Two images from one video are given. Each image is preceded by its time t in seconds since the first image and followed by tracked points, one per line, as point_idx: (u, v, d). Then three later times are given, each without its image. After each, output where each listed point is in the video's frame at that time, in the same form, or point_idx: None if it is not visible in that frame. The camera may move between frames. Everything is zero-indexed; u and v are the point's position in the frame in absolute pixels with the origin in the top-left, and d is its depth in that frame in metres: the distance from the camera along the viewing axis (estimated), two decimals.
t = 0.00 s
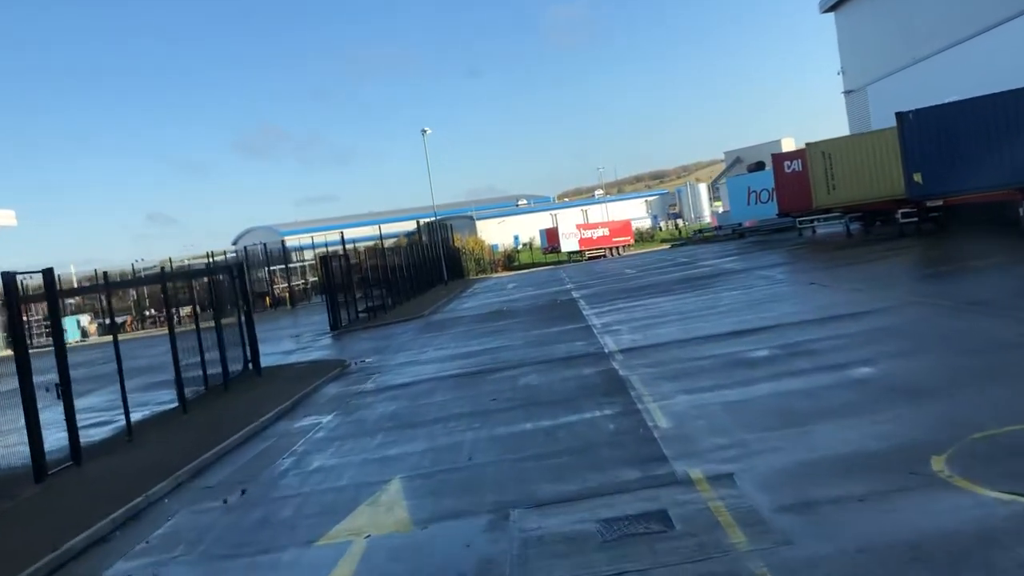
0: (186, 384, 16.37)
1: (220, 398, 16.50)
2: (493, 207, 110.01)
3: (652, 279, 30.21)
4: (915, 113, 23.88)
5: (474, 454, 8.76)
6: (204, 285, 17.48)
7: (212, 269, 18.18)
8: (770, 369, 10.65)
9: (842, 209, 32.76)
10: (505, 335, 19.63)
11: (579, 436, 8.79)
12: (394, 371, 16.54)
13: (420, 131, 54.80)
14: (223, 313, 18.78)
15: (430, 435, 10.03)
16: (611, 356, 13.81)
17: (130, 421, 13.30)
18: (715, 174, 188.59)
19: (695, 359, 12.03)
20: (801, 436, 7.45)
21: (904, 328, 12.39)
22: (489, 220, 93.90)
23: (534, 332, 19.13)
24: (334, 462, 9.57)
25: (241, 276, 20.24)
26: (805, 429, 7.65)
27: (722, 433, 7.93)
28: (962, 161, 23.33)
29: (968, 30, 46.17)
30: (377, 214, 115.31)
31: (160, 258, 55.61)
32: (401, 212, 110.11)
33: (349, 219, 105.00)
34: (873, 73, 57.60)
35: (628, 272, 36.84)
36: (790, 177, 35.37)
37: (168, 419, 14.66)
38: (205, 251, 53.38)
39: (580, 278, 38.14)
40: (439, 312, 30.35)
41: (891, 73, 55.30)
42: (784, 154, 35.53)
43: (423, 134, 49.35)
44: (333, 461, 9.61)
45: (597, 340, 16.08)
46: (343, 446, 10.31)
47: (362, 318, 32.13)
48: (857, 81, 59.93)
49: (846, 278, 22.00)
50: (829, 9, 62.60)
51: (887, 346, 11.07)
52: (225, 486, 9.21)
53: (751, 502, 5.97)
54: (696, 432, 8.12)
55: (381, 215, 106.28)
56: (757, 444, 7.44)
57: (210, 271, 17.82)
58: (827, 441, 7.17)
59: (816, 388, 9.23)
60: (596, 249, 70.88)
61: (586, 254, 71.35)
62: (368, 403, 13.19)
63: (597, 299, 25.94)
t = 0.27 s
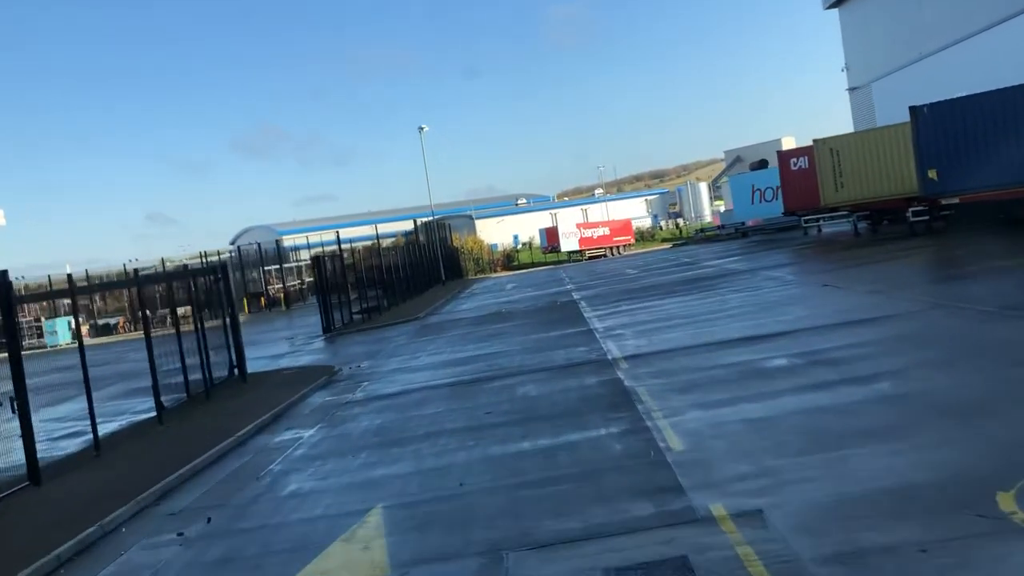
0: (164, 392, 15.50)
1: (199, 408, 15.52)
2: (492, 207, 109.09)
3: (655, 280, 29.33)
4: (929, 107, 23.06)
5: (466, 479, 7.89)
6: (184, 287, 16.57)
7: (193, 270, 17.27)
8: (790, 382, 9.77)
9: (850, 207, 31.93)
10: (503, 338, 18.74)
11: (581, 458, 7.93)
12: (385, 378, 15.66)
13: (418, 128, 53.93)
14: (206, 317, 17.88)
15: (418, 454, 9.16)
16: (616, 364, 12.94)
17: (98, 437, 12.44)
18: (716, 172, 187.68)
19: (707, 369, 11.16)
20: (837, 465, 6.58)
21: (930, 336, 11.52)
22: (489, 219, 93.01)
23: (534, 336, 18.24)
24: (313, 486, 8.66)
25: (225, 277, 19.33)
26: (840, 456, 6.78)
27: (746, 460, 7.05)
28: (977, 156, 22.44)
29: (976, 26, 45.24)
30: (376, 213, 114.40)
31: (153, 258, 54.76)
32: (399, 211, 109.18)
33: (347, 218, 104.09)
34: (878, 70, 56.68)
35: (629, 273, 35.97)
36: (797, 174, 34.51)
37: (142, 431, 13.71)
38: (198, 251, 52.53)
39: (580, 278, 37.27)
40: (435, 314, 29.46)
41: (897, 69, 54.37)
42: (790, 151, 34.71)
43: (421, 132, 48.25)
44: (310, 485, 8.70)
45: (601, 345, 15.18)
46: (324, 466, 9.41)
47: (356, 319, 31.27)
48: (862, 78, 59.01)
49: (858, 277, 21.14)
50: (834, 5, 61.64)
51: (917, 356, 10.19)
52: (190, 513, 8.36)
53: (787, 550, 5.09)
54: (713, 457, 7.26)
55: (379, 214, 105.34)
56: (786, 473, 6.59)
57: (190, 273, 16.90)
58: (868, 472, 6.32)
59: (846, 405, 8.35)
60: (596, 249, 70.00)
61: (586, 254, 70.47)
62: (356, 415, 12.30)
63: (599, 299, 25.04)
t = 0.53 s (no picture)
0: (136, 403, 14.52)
1: (174, 420, 14.54)
2: (491, 206, 108.07)
3: (658, 281, 28.37)
4: (947, 100, 22.06)
5: (455, 512, 6.91)
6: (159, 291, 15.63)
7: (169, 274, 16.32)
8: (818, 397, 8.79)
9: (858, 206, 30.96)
10: (500, 344, 17.72)
11: (587, 488, 6.95)
12: (374, 387, 14.65)
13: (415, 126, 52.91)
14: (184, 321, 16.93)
15: (404, 480, 8.19)
16: (622, 374, 11.94)
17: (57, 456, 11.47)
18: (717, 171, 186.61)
19: (722, 382, 10.17)
20: (888, 504, 5.59)
21: (965, 344, 10.53)
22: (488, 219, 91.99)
23: (532, 341, 17.24)
24: (281, 518, 7.66)
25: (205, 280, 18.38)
26: (890, 492, 5.78)
27: (777, 496, 6.04)
28: (997, 151, 21.42)
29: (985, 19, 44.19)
30: (375, 213, 113.43)
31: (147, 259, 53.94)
32: (398, 211, 108.18)
33: (345, 218, 103.07)
34: (884, 66, 55.62)
35: (631, 274, 34.98)
36: (803, 172, 33.56)
37: (109, 447, 12.73)
38: (192, 252, 51.67)
39: (581, 280, 36.30)
40: (431, 317, 28.46)
41: (902, 65, 53.33)
42: (797, 148, 33.74)
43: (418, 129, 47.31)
44: (281, 516, 7.73)
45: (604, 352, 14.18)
46: (299, 493, 8.42)
47: (349, 322, 30.32)
48: (867, 74, 57.98)
49: (872, 278, 20.11)
50: None
51: (956, 368, 9.21)
52: (145, 548, 7.39)
53: None
54: (740, 490, 6.28)
55: (377, 214, 104.33)
56: (828, 514, 5.58)
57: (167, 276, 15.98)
58: (925, 513, 5.34)
59: (887, 426, 7.35)
60: (597, 249, 68.97)
61: (587, 254, 69.46)
62: (338, 431, 11.31)
63: (600, 302, 24.05)
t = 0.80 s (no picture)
0: (110, 415, 13.58)
1: (147, 433, 13.58)
2: (490, 206, 107.08)
3: (662, 282, 27.42)
4: (963, 94, 21.21)
5: (442, 555, 5.99)
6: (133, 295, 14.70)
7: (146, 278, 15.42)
8: (851, 416, 7.87)
9: (866, 204, 30.09)
10: (497, 351, 16.78)
11: (597, 527, 6.03)
12: (362, 398, 13.72)
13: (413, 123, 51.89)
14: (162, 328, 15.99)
15: (387, 511, 7.27)
16: (629, 385, 11.03)
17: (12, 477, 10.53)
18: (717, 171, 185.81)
19: (741, 397, 9.24)
20: (957, 558, 4.66)
21: (1006, 355, 9.62)
22: (487, 219, 91.16)
23: (531, 347, 16.29)
24: (246, 558, 6.73)
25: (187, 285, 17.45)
26: (958, 542, 4.84)
27: (821, 543, 5.13)
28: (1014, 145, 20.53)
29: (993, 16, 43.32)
30: (373, 212, 112.44)
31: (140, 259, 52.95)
32: (396, 211, 107.19)
33: (344, 217, 102.23)
34: (889, 64, 54.73)
35: (633, 275, 34.01)
36: (809, 170, 32.69)
37: (72, 465, 11.75)
38: (185, 252, 50.67)
39: (581, 281, 35.33)
40: (427, 319, 27.55)
41: (908, 62, 52.41)
42: (804, 145, 32.90)
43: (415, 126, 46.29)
44: (247, 555, 6.81)
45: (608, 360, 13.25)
46: (270, 526, 7.51)
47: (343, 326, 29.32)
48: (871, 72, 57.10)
49: (888, 280, 19.17)
50: None
51: (1001, 383, 8.30)
52: None
53: None
54: (776, 535, 5.36)
55: (376, 214, 103.47)
56: (886, 569, 4.66)
57: (143, 279, 15.06)
58: (1002, 569, 4.44)
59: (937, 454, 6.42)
60: (597, 248, 68.09)
61: (587, 254, 68.59)
62: (320, 449, 10.37)
63: (602, 304, 23.10)
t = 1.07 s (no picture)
0: (78, 428, 12.60)
1: (116, 449, 12.63)
2: (490, 207, 106.17)
3: (666, 285, 26.47)
4: (986, 89, 20.16)
5: None
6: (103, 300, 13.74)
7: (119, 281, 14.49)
8: (890, 443, 6.92)
9: (877, 204, 29.15)
10: (493, 358, 15.82)
11: None
12: (347, 411, 12.77)
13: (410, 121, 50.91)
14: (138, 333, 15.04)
15: (361, 554, 6.31)
16: (635, 400, 10.08)
17: None
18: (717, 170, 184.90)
19: (761, 418, 8.29)
20: None
21: None
22: (486, 219, 90.24)
23: (530, 355, 15.34)
24: None
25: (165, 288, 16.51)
26: None
27: None
28: None
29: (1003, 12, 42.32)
30: (372, 212, 111.56)
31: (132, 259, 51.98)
32: (395, 211, 106.27)
33: (342, 217, 101.32)
34: (894, 61, 53.74)
35: (636, 276, 33.07)
36: (818, 168, 31.77)
37: (29, 486, 10.77)
38: (178, 253, 49.71)
39: (582, 282, 34.38)
40: (423, 322, 26.60)
41: (915, 60, 51.43)
42: (812, 143, 31.98)
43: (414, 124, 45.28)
44: None
45: (612, 370, 12.31)
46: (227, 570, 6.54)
47: (336, 329, 28.31)
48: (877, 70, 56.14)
49: (905, 282, 18.23)
50: None
51: None
52: None
53: None
54: None
55: (374, 213, 102.55)
56: None
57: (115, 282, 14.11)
58: None
59: (1000, 495, 5.47)
60: (598, 249, 67.16)
61: (587, 254, 67.66)
62: (296, 472, 9.42)
63: (604, 308, 22.15)
